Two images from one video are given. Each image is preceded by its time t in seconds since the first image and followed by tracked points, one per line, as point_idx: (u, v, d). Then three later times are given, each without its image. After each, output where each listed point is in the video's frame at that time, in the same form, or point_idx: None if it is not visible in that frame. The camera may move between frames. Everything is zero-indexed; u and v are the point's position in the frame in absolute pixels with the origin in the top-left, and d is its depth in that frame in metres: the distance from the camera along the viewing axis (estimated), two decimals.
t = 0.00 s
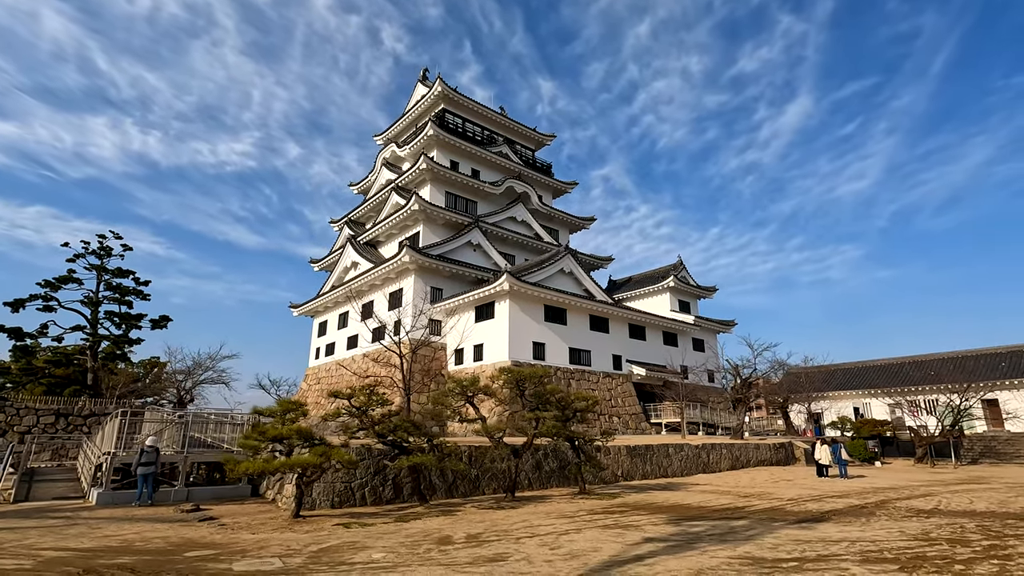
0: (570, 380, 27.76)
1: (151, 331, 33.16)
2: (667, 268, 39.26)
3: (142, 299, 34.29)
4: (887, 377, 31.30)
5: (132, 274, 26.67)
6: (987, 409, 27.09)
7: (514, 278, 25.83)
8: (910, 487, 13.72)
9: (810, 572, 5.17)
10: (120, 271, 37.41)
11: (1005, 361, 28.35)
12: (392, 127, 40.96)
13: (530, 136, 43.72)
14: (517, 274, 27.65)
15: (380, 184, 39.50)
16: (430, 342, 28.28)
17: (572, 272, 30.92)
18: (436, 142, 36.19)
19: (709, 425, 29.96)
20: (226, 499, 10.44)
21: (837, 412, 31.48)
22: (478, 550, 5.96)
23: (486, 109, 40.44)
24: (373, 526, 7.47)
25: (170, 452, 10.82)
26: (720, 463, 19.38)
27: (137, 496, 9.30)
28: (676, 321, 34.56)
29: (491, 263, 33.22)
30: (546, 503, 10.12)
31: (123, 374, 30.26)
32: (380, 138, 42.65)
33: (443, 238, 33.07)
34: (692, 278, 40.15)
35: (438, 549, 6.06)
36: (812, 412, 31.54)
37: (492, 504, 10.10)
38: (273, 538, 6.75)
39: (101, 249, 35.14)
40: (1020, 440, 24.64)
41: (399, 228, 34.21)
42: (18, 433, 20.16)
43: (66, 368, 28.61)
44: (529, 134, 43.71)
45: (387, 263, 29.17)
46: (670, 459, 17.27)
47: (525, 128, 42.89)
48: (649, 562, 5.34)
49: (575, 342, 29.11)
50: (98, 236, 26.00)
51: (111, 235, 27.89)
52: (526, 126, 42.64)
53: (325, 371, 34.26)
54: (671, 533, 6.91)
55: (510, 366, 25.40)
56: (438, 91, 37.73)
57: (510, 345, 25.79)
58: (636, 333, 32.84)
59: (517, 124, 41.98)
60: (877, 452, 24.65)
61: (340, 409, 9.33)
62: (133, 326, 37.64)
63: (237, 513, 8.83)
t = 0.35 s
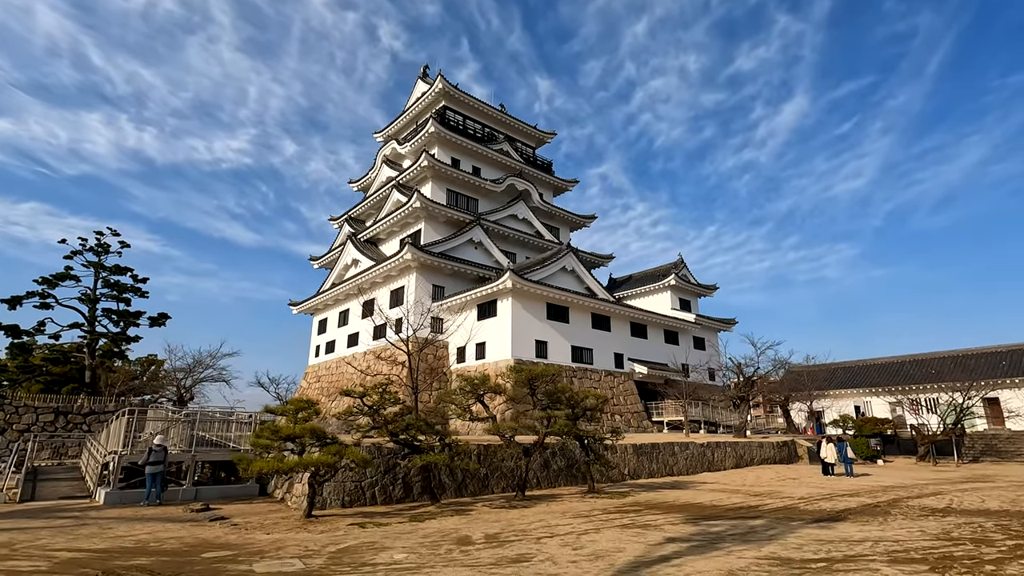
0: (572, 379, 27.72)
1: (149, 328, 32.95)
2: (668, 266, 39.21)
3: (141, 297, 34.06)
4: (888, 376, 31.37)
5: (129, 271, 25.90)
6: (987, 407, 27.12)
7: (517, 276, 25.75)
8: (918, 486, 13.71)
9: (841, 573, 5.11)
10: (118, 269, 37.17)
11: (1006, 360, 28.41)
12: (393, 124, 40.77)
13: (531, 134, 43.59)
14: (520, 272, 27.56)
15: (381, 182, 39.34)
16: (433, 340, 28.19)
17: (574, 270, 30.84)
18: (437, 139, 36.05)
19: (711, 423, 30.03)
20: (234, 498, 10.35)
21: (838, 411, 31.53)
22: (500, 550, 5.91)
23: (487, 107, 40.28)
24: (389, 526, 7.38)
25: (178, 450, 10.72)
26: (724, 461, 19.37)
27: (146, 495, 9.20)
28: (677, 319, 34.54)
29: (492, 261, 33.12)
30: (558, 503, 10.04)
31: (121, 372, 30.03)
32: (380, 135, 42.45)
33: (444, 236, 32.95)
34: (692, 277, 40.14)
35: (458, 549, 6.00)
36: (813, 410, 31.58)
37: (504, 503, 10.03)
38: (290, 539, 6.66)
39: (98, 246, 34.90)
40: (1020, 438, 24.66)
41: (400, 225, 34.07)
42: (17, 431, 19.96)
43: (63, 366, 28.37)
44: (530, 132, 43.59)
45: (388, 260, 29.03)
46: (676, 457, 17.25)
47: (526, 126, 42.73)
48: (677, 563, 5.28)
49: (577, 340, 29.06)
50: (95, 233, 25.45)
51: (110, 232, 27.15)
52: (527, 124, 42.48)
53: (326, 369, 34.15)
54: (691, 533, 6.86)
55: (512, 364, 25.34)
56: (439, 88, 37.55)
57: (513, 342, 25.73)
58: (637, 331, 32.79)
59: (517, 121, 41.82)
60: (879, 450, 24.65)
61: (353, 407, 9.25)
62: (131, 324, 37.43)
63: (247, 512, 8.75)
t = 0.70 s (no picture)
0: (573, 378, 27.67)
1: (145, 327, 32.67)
2: (667, 266, 39.20)
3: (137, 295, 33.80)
4: (887, 375, 31.48)
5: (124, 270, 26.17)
6: (985, 407, 27.23)
7: (519, 275, 25.68)
8: (923, 486, 13.71)
9: (870, 574, 5.06)
10: (114, 267, 36.90)
11: (1004, 360, 28.55)
12: (392, 122, 40.62)
13: (530, 133, 43.48)
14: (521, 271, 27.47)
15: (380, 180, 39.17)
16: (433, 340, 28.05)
17: (575, 269, 30.78)
18: (437, 138, 35.91)
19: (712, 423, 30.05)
20: (241, 499, 10.24)
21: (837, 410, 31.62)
22: (522, 551, 5.85)
23: (486, 105, 40.17)
24: (404, 527, 7.30)
25: (184, 450, 10.60)
26: (727, 461, 19.36)
27: (153, 496, 9.07)
28: (676, 319, 34.55)
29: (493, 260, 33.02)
30: (569, 503, 9.97)
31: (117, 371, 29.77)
32: (379, 134, 42.27)
33: (445, 235, 32.82)
34: (692, 277, 40.16)
35: (478, 551, 5.94)
36: (813, 410, 31.65)
37: (515, 503, 9.95)
38: (306, 540, 6.55)
39: (94, 244, 34.60)
40: (1019, 437, 24.76)
41: (399, 224, 33.91)
42: (14, 431, 19.71)
43: (58, 365, 28.14)
44: (529, 131, 43.50)
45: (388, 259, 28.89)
46: (680, 457, 17.22)
47: (525, 125, 42.65)
48: (705, 564, 5.22)
49: (578, 340, 29.01)
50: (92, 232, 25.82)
51: (105, 231, 27.09)
52: (527, 123, 42.40)
53: (325, 368, 33.98)
54: (710, 533, 6.81)
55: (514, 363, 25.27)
56: (439, 86, 37.44)
57: (514, 342, 25.65)
58: (637, 330, 32.78)
59: (517, 120, 41.74)
60: (880, 450, 24.69)
61: (364, 409, 9.35)
62: (127, 323, 37.15)
63: (257, 513, 8.64)
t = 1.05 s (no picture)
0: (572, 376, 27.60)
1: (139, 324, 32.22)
2: (665, 264, 39.18)
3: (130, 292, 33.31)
4: (884, 373, 31.66)
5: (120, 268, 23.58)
6: (981, 405, 27.40)
7: (519, 272, 25.55)
8: (926, 483, 13.71)
9: (899, 572, 4.97)
10: (107, 264, 36.40)
11: (1000, 358, 28.75)
12: (389, 119, 40.36)
13: (528, 130, 43.35)
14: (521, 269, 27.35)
15: (377, 177, 38.90)
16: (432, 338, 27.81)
17: (574, 267, 30.68)
18: (435, 134, 35.71)
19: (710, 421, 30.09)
20: (244, 497, 10.09)
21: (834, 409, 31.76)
22: (540, 550, 5.76)
23: (485, 102, 40.00)
24: (415, 526, 7.19)
25: (186, 447, 10.43)
26: (728, 459, 19.36)
27: (155, 495, 8.90)
28: (674, 317, 34.55)
29: (491, 258, 32.87)
30: (577, 501, 9.87)
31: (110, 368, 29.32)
32: (376, 130, 41.97)
33: (443, 232, 32.62)
34: (689, 275, 40.17)
35: (495, 549, 5.83)
36: (810, 408, 31.77)
37: (523, 501, 9.85)
38: (318, 539, 6.42)
39: (87, 240, 34.08)
40: (1015, 435, 24.89)
41: (397, 221, 33.69)
42: (5, 429, 19.33)
43: (50, 362, 27.64)
44: (528, 129, 43.37)
45: (386, 256, 28.65)
46: (682, 455, 17.18)
47: (523, 122, 42.50)
48: (730, 563, 5.13)
49: (577, 338, 28.94)
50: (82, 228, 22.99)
51: (98, 226, 26.59)
52: (525, 120, 42.25)
53: (322, 366, 33.75)
54: (728, 532, 6.73)
55: (514, 361, 25.14)
56: (437, 83, 37.23)
57: (515, 340, 25.53)
58: (636, 329, 32.76)
59: (515, 118, 41.57)
60: (878, 448, 24.77)
61: (371, 405, 9.45)
62: (120, 320, 36.67)
63: (262, 512, 8.49)
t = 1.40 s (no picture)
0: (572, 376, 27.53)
1: (133, 322, 31.86)
2: (664, 263, 39.17)
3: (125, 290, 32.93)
4: (882, 373, 31.81)
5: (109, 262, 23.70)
6: (978, 405, 27.55)
7: (519, 271, 25.43)
8: (931, 483, 13.71)
9: None
10: (101, 261, 36.00)
11: (997, 358, 28.92)
12: (388, 116, 40.12)
13: (527, 129, 43.21)
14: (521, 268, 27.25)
15: (375, 175, 38.65)
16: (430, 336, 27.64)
17: (574, 266, 30.59)
18: (434, 132, 35.51)
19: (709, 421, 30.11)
20: (249, 499, 9.94)
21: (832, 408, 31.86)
22: (561, 554, 5.64)
23: (483, 100, 39.84)
24: (428, 528, 7.08)
25: (188, 447, 10.25)
26: (730, 458, 19.33)
27: (159, 496, 8.73)
28: (673, 317, 34.55)
29: (490, 257, 32.72)
30: (587, 502, 9.75)
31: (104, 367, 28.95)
32: (373, 128, 41.72)
33: (443, 231, 32.45)
34: (688, 275, 40.17)
35: (516, 553, 5.71)
36: (808, 407, 31.86)
37: (532, 502, 9.74)
38: (331, 542, 6.28)
39: (80, 237, 33.64)
40: (1012, 435, 25.01)
41: (396, 219, 33.48)
42: None
43: (43, 360, 27.25)
44: (526, 127, 43.23)
45: (385, 255, 28.43)
46: (685, 455, 17.11)
47: (522, 121, 42.36)
48: (758, 566, 5.05)
49: (577, 337, 28.87)
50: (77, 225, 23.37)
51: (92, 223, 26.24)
52: (523, 119, 42.11)
53: (319, 365, 33.53)
54: (747, 534, 6.65)
55: (515, 360, 25.04)
56: (436, 80, 37.04)
57: (515, 339, 25.42)
58: (635, 328, 32.73)
59: (513, 116, 41.42)
60: (877, 447, 24.83)
61: (381, 404, 9.39)
62: (114, 318, 36.27)
63: (270, 514, 8.34)
